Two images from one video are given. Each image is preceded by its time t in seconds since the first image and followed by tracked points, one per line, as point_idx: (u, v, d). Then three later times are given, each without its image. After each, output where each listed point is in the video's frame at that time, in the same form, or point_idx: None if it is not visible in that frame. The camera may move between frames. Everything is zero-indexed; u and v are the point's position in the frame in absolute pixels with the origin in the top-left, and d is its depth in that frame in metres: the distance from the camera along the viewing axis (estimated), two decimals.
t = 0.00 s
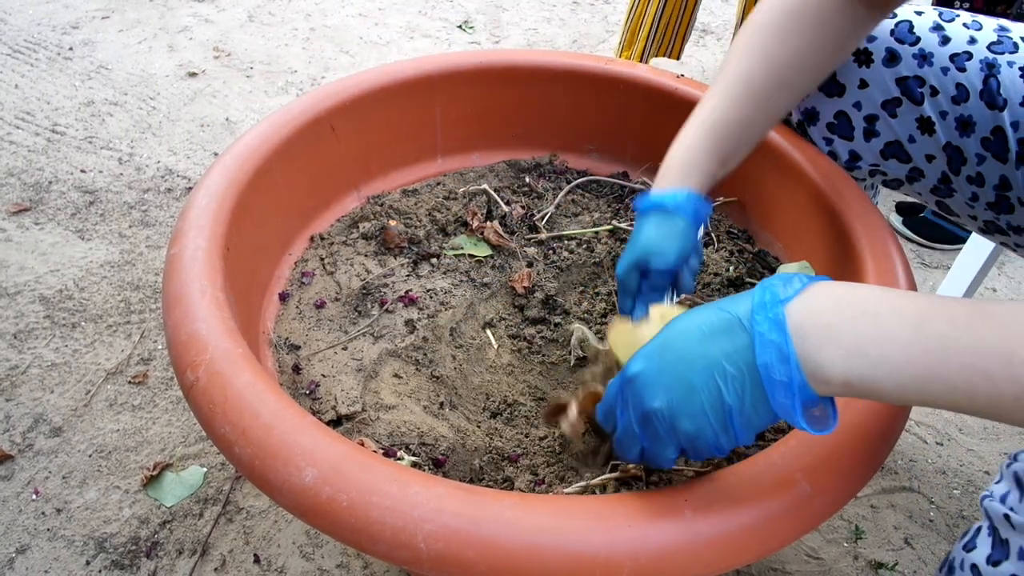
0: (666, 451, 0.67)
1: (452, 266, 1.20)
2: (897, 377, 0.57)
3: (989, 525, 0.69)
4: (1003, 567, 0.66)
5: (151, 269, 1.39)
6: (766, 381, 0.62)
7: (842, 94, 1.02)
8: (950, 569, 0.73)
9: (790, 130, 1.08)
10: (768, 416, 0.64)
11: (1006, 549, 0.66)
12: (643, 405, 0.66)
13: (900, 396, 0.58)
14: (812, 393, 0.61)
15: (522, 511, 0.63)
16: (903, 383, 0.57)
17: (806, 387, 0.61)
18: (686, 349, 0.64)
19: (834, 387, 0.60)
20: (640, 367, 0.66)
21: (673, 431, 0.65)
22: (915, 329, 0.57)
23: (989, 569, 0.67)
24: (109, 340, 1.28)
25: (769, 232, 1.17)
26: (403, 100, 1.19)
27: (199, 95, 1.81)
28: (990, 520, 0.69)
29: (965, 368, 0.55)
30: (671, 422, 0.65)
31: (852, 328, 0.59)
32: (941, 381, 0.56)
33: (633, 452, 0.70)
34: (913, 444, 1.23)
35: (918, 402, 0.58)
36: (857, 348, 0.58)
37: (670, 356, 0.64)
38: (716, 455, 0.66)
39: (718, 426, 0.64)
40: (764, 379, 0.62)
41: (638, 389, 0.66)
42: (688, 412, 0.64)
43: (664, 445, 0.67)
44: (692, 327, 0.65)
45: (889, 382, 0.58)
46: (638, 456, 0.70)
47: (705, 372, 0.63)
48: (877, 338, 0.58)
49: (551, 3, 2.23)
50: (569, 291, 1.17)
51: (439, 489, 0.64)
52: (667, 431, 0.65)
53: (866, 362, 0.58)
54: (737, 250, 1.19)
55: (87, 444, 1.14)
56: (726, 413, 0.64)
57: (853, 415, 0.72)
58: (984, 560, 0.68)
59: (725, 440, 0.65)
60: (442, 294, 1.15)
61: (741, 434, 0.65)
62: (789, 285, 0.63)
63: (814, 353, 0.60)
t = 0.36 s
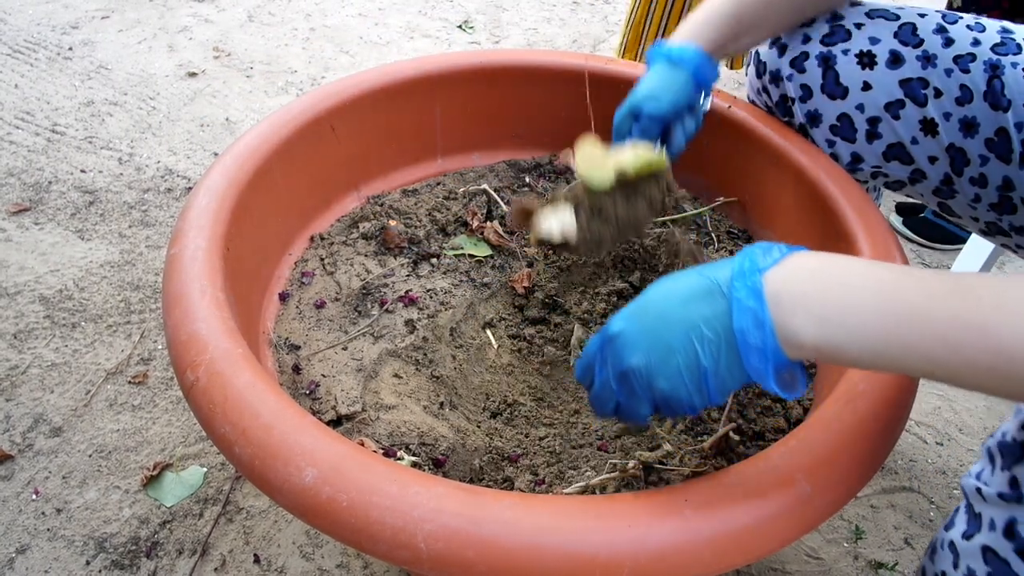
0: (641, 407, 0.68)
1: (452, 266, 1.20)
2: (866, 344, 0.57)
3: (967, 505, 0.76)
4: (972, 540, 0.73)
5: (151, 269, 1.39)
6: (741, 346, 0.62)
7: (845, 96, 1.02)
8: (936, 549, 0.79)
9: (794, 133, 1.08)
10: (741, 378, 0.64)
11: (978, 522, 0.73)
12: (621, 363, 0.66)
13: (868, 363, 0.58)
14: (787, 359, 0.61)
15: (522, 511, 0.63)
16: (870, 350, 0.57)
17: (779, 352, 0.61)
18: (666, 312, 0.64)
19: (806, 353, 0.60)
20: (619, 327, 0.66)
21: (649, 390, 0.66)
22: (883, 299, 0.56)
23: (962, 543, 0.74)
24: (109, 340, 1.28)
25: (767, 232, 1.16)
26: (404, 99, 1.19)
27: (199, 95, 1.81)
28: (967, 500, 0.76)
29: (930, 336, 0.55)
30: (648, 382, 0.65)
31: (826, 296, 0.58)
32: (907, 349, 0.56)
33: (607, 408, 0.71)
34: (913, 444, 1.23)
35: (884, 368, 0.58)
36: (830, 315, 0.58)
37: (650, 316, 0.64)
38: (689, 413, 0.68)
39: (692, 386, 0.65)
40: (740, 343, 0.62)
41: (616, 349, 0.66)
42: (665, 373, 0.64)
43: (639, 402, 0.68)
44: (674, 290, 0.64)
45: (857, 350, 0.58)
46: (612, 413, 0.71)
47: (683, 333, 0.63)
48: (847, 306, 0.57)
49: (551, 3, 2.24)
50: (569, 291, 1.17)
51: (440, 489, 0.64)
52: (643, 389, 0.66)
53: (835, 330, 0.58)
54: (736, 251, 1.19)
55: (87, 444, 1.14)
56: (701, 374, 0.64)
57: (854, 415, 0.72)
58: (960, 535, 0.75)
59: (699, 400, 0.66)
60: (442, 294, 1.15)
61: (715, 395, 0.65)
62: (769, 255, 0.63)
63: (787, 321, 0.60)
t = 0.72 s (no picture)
0: (610, 325, 0.74)
1: (453, 266, 1.20)
2: (823, 273, 0.60)
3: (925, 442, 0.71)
4: (929, 479, 0.68)
5: (151, 269, 1.39)
6: (707, 272, 0.67)
7: (868, 92, 0.98)
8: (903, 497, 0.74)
9: (796, 133, 1.09)
10: (705, 304, 0.69)
11: (934, 459, 0.68)
12: (596, 282, 0.72)
13: (824, 293, 0.61)
14: (750, 289, 0.66)
15: (522, 511, 0.63)
16: (827, 280, 0.61)
17: (741, 280, 0.65)
18: (641, 237, 0.70)
19: (765, 280, 0.64)
20: (598, 249, 0.72)
21: (619, 309, 0.72)
22: (842, 229, 0.60)
23: (922, 486, 0.69)
24: (109, 340, 1.28)
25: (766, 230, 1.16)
26: (404, 99, 1.19)
27: (199, 94, 1.80)
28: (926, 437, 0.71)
29: (883, 265, 0.58)
30: (618, 301, 0.71)
31: (787, 228, 0.62)
32: (862, 278, 0.59)
33: (578, 325, 0.77)
34: (914, 444, 1.23)
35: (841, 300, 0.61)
36: (789, 244, 0.62)
37: (626, 240, 0.71)
38: (654, 335, 0.73)
39: (658, 307, 0.70)
40: (707, 270, 0.67)
41: (593, 268, 0.72)
42: (634, 293, 0.70)
43: (609, 320, 0.74)
44: (652, 218, 0.70)
45: (815, 280, 0.61)
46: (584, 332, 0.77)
47: (654, 256, 0.69)
48: (806, 237, 0.61)
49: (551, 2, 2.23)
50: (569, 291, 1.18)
51: (440, 489, 0.64)
52: (613, 305, 0.72)
53: (792, 260, 0.62)
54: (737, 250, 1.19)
55: (87, 444, 1.14)
56: (667, 297, 0.69)
57: (854, 415, 0.72)
58: (921, 474, 0.70)
59: (665, 323, 0.71)
60: (442, 294, 1.15)
61: (679, 319, 0.70)
62: (741, 193, 0.68)
63: (750, 251, 0.64)
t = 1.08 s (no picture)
0: (610, 314, 0.80)
1: (453, 266, 1.20)
2: (805, 252, 0.66)
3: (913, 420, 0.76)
4: (915, 453, 0.73)
5: (153, 269, 1.39)
6: (696, 256, 0.72)
7: (882, 89, 0.98)
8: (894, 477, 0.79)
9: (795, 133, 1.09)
10: (696, 288, 0.74)
11: (917, 433, 0.73)
12: (595, 271, 0.78)
13: (808, 272, 0.67)
14: (735, 271, 0.71)
15: (522, 510, 0.63)
16: (810, 259, 0.66)
17: (727, 263, 0.71)
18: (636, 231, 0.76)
19: (751, 262, 0.69)
20: (597, 242, 0.78)
21: (618, 297, 0.78)
22: (819, 211, 0.66)
23: (908, 461, 0.74)
24: (111, 339, 1.28)
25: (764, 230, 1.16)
26: (404, 99, 1.20)
27: (201, 95, 1.81)
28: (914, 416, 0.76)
29: (860, 241, 0.64)
30: (616, 288, 0.77)
31: (770, 213, 0.68)
32: (841, 255, 0.65)
33: (580, 316, 0.83)
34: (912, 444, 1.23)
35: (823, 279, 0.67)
36: (773, 227, 0.67)
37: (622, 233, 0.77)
38: (650, 322, 0.78)
39: (652, 292, 0.75)
40: (695, 253, 0.72)
41: (592, 260, 0.78)
42: (629, 279, 0.76)
43: (609, 308, 0.80)
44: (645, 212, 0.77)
45: (798, 260, 0.67)
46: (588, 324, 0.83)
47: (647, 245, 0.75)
48: (788, 219, 0.67)
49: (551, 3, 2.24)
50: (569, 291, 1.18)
51: (440, 488, 0.65)
52: (611, 294, 0.78)
53: (778, 242, 0.67)
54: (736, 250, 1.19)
55: (89, 444, 1.14)
56: (660, 282, 0.75)
57: (853, 414, 0.72)
58: (908, 450, 0.75)
59: (659, 309, 0.76)
60: (442, 294, 1.15)
61: (672, 305, 0.75)
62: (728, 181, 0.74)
63: (738, 236, 0.69)
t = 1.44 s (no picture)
0: (611, 351, 0.81)
1: (452, 266, 1.20)
2: (810, 274, 0.67)
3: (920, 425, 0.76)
4: (921, 457, 0.73)
5: (151, 269, 1.39)
6: (697, 284, 0.74)
7: (886, 89, 0.98)
8: (898, 479, 0.79)
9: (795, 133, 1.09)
10: (700, 317, 0.75)
11: (925, 438, 0.73)
12: (595, 308, 0.79)
13: (816, 294, 0.68)
14: (738, 298, 0.72)
15: (522, 511, 0.63)
16: (816, 279, 0.67)
17: (730, 290, 0.72)
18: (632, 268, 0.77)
19: (755, 287, 0.70)
20: (595, 278, 0.79)
21: (619, 333, 0.78)
22: (820, 232, 0.67)
23: (914, 465, 0.74)
24: (109, 340, 1.28)
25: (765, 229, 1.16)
26: (403, 99, 1.19)
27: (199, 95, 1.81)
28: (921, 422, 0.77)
29: (863, 258, 0.65)
30: (618, 323, 0.78)
31: (769, 235, 0.69)
32: (846, 273, 0.66)
33: (581, 357, 0.83)
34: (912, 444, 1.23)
35: (832, 299, 0.68)
36: (773, 249, 0.69)
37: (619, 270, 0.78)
38: (654, 357, 0.79)
39: (655, 326, 0.76)
40: (697, 282, 0.74)
41: (591, 297, 0.79)
42: (631, 314, 0.77)
43: (611, 344, 0.80)
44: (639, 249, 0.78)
45: (804, 281, 0.68)
46: (590, 362, 0.83)
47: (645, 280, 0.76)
48: (790, 242, 0.68)
49: (550, 3, 2.23)
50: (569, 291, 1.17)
51: (439, 488, 0.64)
52: (613, 331, 0.79)
53: (782, 264, 0.68)
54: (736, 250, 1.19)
55: (87, 445, 1.14)
56: (663, 314, 0.76)
57: (853, 415, 0.72)
58: (914, 455, 0.75)
59: (664, 343, 0.78)
60: (441, 294, 1.15)
61: (676, 337, 0.77)
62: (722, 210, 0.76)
63: (739, 262, 0.71)
